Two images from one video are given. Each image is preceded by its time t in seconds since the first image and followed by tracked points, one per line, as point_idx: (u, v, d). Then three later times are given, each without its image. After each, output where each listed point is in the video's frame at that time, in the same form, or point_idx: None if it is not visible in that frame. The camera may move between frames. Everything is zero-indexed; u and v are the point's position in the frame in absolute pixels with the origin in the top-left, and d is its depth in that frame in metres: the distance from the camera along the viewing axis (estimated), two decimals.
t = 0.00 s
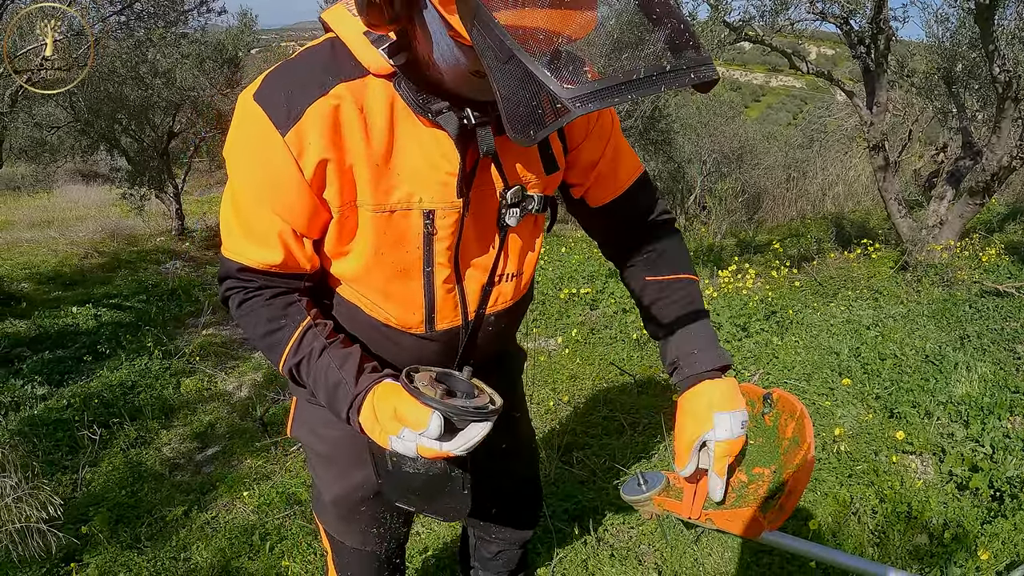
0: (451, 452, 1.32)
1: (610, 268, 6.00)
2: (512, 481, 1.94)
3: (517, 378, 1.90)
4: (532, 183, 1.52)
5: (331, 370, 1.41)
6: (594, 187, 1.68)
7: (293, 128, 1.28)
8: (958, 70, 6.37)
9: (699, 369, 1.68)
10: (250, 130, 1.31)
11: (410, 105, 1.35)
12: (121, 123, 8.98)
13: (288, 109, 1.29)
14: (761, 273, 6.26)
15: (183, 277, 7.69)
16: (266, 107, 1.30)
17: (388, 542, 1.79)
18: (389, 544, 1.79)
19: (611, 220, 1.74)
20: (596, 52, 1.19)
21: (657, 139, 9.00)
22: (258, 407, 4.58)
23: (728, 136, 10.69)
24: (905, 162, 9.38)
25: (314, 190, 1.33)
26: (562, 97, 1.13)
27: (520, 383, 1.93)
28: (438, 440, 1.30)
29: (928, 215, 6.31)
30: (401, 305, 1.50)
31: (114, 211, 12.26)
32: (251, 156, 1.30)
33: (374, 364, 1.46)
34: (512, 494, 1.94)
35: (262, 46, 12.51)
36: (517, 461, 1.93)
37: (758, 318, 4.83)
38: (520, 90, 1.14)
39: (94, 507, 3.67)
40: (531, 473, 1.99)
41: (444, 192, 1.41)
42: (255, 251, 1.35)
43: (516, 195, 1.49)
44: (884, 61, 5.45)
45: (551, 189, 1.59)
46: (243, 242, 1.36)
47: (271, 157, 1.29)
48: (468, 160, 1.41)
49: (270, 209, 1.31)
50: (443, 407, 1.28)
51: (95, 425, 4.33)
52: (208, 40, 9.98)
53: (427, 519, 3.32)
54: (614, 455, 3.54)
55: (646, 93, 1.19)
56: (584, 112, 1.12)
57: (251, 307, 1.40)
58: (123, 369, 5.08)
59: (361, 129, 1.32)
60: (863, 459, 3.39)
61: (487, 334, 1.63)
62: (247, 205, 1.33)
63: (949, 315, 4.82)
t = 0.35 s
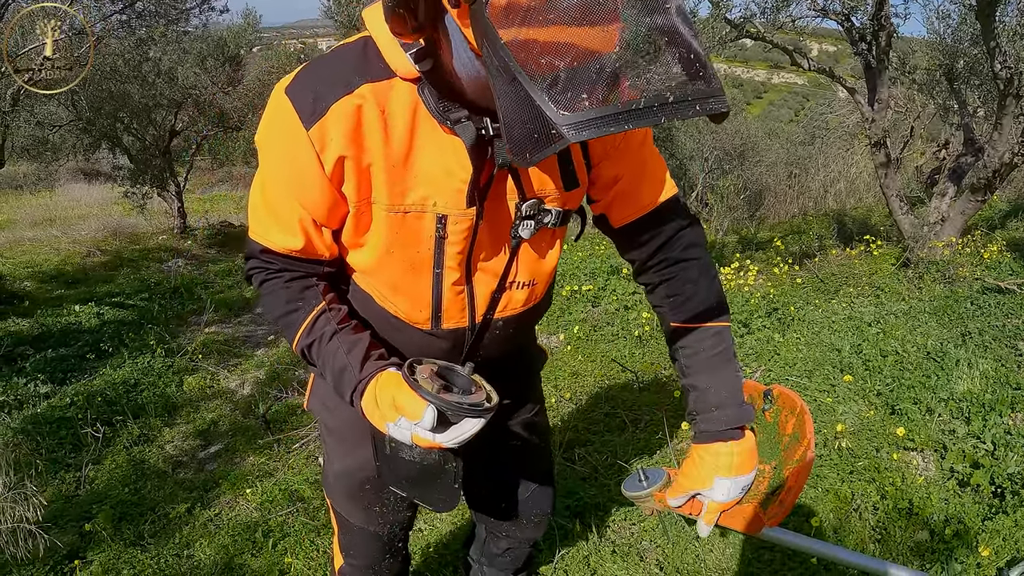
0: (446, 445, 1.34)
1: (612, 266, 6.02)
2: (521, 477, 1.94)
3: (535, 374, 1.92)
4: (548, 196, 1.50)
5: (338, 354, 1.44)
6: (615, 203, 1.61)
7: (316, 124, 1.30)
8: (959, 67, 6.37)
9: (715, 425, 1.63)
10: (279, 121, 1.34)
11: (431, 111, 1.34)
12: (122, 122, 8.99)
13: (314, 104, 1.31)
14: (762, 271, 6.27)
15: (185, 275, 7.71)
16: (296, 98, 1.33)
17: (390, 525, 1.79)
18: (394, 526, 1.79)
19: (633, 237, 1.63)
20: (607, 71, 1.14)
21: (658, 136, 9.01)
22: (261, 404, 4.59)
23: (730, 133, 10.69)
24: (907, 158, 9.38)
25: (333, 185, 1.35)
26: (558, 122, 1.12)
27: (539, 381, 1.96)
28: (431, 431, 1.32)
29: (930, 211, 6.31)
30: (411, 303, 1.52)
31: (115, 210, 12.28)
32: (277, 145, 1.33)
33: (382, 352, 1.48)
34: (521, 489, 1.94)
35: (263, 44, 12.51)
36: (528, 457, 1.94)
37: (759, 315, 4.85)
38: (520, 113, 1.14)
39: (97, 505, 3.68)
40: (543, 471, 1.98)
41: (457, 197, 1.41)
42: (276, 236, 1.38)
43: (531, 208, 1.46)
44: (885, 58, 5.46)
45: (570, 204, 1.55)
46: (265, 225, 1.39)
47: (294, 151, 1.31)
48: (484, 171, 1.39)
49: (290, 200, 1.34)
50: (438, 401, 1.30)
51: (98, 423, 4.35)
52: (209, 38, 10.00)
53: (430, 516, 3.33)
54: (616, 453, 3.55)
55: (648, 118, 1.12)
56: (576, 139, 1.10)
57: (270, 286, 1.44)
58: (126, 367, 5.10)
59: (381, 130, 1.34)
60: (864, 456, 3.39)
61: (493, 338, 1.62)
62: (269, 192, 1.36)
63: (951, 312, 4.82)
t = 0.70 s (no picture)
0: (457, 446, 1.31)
1: (614, 264, 6.02)
2: (526, 474, 1.94)
3: (539, 372, 1.93)
4: (555, 194, 1.51)
5: (348, 356, 1.44)
6: (629, 201, 1.66)
7: (327, 124, 1.31)
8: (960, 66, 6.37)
9: (740, 397, 1.68)
10: (289, 121, 1.35)
11: (441, 111, 1.35)
12: (124, 121, 9.00)
13: (325, 104, 1.32)
14: (763, 269, 6.27)
15: (187, 274, 7.72)
16: (305, 99, 1.34)
17: (396, 522, 1.78)
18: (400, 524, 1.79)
19: (651, 232, 1.69)
20: (615, 75, 1.15)
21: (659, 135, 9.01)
22: (262, 403, 4.59)
23: (731, 132, 10.69)
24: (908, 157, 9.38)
25: (343, 185, 1.36)
26: (571, 123, 1.11)
27: (542, 376, 1.96)
28: (442, 433, 1.30)
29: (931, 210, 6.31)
30: (421, 302, 1.52)
31: (117, 209, 12.29)
32: (287, 145, 1.34)
33: (391, 353, 1.47)
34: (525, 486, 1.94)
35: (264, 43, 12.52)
36: (533, 454, 1.95)
37: (760, 314, 4.85)
38: (533, 114, 1.13)
39: (99, 504, 3.68)
40: (547, 468, 1.98)
41: (467, 198, 1.41)
42: (285, 236, 1.38)
43: (539, 206, 1.46)
44: (887, 57, 5.46)
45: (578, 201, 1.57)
46: (274, 225, 1.39)
47: (305, 152, 1.32)
48: (494, 172, 1.40)
49: (300, 200, 1.34)
50: (449, 404, 1.28)
51: (99, 422, 4.35)
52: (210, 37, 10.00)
53: (431, 514, 3.33)
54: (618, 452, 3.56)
55: (659, 120, 1.13)
56: (588, 140, 1.10)
57: (279, 287, 1.44)
58: (128, 366, 5.10)
59: (391, 131, 1.35)
60: (865, 455, 3.40)
61: (501, 335, 1.62)
62: (278, 192, 1.36)
63: (951, 311, 4.82)
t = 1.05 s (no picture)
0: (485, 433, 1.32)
1: (615, 264, 6.03)
2: (523, 470, 1.95)
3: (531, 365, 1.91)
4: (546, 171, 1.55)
5: (365, 357, 1.43)
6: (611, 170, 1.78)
7: (313, 124, 1.31)
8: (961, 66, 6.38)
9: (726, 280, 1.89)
10: (271, 128, 1.34)
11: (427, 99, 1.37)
12: (124, 121, 9.00)
13: (308, 106, 1.32)
14: (764, 269, 6.28)
15: (188, 273, 7.72)
16: (285, 104, 1.33)
17: (403, 532, 1.82)
18: (407, 533, 1.83)
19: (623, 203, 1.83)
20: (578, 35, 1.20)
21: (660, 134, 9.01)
22: (263, 403, 4.60)
23: (732, 131, 10.69)
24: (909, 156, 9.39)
25: (337, 184, 1.36)
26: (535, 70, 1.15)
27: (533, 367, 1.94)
28: (471, 422, 1.31)
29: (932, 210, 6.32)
30: (425, 295, 1.53)
31: (118, 208, 12.29)
32: (273, 152, 1.33)
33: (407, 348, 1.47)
34: (526, 482, 1.96)
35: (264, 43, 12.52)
36: (531, 449, 1.96)
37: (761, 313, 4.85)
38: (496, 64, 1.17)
39: (101, 503, 3.68)
40: (541, 463, 2.01)
41: (463, 180, 1.43)
42: (279, 248, 1.37)
43: (532, 182, 1.51)
44: (887, 56, 5.47)
45: (565, 176, 1.62)
46: (266, 239, 1.39)
47: (293, 155, 1.31)
48: (486, 149, 1.42)
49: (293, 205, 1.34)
50: (472, 391, 1.30)
51: (101, 422, 4.36)
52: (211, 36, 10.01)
53: (433, 514, 3.33)
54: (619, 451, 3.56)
55: (601, 75, 1.17)
56: (521, 88, 1.15)
57: (281, 303, 1.43)
58: (129, 366, 5.11)
59: (381, 122, 1.36)
60: (866, 455, 3.39)
61: (507, 320, 1.66)
62: (268, 200, 1.36)
63: (952, 311, 4.82)
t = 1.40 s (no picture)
0: (488, 390, 1.39)
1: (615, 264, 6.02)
2: (517, 466, 2.06)
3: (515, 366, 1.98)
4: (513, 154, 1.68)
5: (370, 334, 1.47)
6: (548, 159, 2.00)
7: (287, 126, 1.39)
8: (962, 65, 6.37)
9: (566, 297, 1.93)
10: (244, 137, 1.41)
11: (394, 90, 1.48)
12: (124, 121, 9.00)
13: (279, 111, 1.40)
14: (764, 269, 6.28)
15: (188, 273, 7.72)
16: (256, 112, 1.41)
17: (407, 539, 1.89)
18: (409, 539, 1.90)
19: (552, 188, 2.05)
20: None
21: (660, 134, 9.00)
22: (264, 402, 4.61)
23: (732, 131, 10.70)
24: (909, 156, 9.38)
25: (318, 184, 1.43)
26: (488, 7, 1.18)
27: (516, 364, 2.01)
28: (472, 381, 1.40)
29: (932, 209, 6.32)
30: (415, 286, 1.60)
31: (118, 208, 12.28)
32: (250, 159, 1.40)
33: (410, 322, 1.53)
34: (518, 477, 2.07)
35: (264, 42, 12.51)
36: (521, 443, 2.05)
37: (762, 313, 4.84)
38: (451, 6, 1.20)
39: (102, 503, 3.69)
40: (533, 458, 2.12)
41: (441, 166, 1.53)
42: (266, 256, 1.42)
43: (504, 162, 1.63)
44: (888, 56, 5.46)
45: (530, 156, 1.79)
46: (251, 251, 1.43)
47: (272, 159, 1.38)
48: (457, 132, 1.54)
49: (276, 209, 1.40)
50: (464, 338, 1.38)
51: (102, 421, 4.36)
52: (211, 36, 10.02)
53: (433, 513, 3.33)
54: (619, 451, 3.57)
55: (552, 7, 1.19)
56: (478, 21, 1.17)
57: (276, 309, 1.45)
58: (129, 365, 5.11)
59: (353, 117, 1.45)
60: (867, 455, 3.39)
61: (499, 302, 1.76)
62: (249, 208, 1.41)
63: (952, 311, 4.82)
